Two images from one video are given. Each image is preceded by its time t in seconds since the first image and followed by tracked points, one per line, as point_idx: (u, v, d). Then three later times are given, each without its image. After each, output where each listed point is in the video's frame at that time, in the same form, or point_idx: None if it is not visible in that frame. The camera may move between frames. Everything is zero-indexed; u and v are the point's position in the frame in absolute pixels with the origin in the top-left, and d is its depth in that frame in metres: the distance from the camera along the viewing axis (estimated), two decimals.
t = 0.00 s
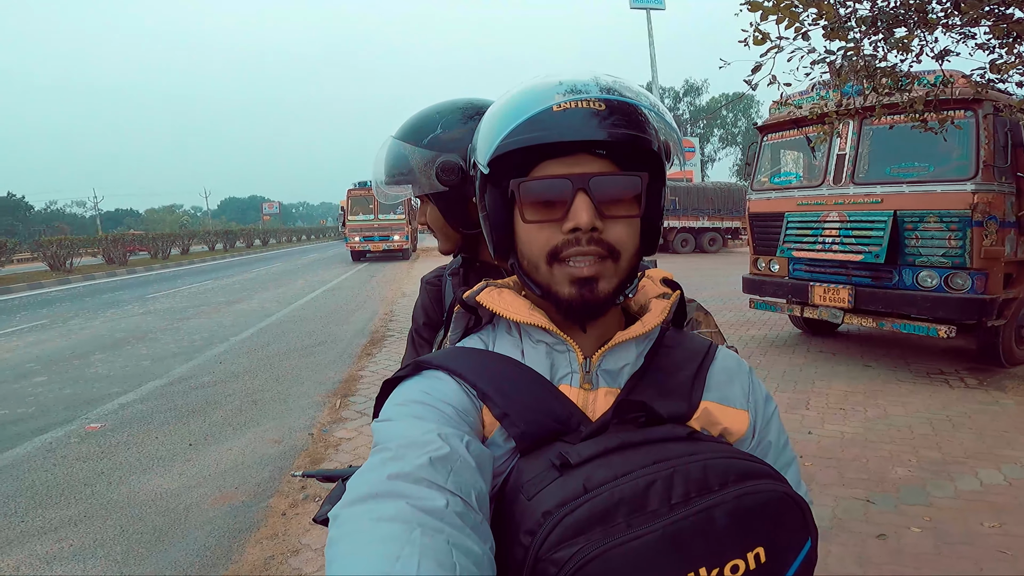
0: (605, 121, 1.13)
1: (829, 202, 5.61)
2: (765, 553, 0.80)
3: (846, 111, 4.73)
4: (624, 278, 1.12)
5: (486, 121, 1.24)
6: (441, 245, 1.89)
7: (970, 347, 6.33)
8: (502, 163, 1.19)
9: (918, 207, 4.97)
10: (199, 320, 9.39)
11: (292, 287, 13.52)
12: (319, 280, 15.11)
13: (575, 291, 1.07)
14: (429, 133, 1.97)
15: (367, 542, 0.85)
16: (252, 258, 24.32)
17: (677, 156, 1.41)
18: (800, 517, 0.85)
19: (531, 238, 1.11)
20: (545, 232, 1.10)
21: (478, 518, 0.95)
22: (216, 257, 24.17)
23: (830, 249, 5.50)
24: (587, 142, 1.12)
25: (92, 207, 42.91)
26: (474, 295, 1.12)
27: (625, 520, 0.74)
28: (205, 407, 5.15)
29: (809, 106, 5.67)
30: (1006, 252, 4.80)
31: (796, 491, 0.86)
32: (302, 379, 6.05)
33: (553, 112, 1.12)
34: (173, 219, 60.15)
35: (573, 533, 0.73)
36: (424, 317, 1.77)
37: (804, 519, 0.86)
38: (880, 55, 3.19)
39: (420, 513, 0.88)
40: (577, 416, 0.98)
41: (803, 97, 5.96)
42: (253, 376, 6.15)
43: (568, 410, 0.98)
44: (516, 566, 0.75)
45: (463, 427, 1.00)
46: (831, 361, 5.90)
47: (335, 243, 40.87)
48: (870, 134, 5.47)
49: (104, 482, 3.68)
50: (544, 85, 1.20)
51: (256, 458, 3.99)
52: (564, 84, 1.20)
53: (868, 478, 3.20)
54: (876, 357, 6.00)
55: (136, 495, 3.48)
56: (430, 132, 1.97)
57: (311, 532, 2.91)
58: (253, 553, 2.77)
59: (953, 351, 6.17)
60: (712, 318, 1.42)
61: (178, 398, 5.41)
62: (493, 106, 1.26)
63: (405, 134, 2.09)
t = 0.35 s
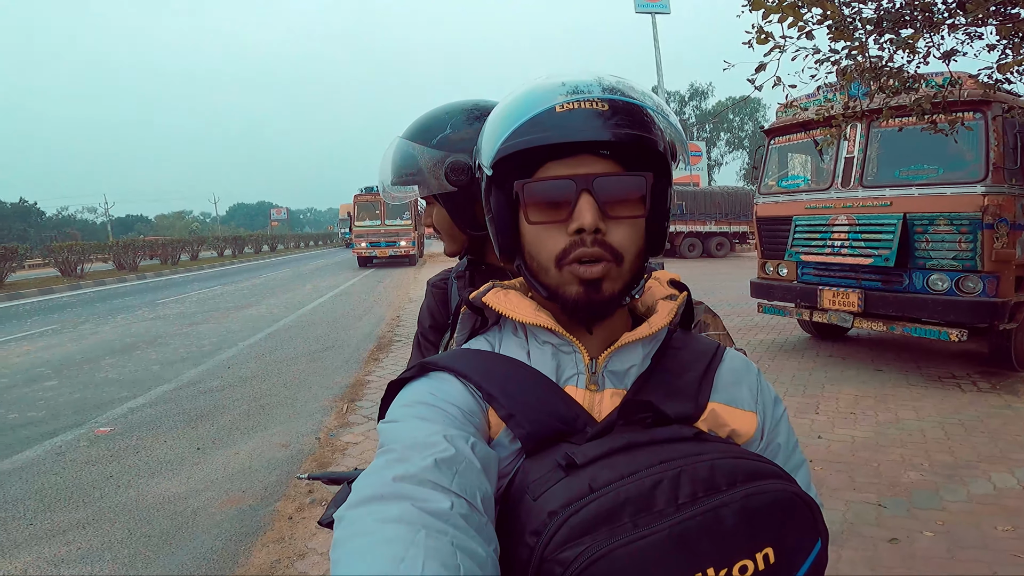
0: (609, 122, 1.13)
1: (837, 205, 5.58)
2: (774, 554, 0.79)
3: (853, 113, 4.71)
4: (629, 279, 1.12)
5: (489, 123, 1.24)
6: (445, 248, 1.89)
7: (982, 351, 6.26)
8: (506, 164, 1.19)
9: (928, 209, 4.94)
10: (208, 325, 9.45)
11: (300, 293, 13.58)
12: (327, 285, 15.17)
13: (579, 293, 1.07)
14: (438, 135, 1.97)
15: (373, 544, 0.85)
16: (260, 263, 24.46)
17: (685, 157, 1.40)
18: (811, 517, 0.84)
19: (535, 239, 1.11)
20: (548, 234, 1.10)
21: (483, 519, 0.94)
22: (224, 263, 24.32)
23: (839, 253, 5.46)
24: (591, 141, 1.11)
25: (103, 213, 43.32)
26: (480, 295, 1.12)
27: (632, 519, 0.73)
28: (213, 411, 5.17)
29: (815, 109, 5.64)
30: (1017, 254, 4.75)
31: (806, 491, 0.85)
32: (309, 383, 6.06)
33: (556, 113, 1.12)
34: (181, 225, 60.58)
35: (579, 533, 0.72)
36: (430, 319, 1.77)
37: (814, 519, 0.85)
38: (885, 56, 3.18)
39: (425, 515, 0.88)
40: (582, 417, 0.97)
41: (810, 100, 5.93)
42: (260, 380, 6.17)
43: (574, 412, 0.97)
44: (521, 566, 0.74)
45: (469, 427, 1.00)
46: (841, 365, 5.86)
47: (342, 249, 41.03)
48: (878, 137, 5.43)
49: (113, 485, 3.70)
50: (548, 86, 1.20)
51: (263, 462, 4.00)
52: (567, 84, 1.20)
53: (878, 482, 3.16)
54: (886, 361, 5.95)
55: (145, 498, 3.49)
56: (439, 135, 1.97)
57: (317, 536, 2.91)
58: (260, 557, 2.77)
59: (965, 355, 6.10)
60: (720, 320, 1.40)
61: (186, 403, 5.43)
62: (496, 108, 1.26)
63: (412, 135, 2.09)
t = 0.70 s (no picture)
0: (609, 125, 1.12)
1: (824, 212, 5.63)
2: (783, 560, 0.78)
3: (840, 121, 4.76)
4: (629, 282, 1.11)
5: (490, 126, 1.24)
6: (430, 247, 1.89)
7: (965, 357, 6.33)
8: (506, 168, 1.19)
9: (912, 217, 5.00)
10: (194, 330, 9.32)
11: (287, 299, 13.47)
12: (314, 291, 15.04)
13: (579, 296, 1.06)
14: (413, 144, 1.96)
15: (369, 549, 0.83)
16: (246, 269, 24.22)
17: (685, 159, 1.39)
18: (820, 523, 0.83)
19: (535, 242, 1.10)
20: (548, 237, 1.09)
21: (480, 527, 0.93)
22: (209, 269, 24.08)
23: (826, 260, 5.51)
24: (591, 145, 1.11)
25: (86, 217, 42.74)
26: (480, 299, 1.11)
27: (641, 527, 0.72)
28: (199, 417, 5.09)
29: (803, 117, 5.71)
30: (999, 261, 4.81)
31: (814, 496, 0.85)
32: (297, 389, 6.00)
33: (556, 116, 1.11)
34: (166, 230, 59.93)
35: (588, 541, 0.71)
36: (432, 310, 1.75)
37: (822, 524, 0.84)
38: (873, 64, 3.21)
39: (422, 522, 0.86)
40: (585, 422, 0.96)
41: (797, 108, 5.99)
42: (248, 387, 6.09)
43: (577, 419, 0.96)
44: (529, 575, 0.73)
45: (468, 433, 0.99)
46: (828, 371, 5.90)
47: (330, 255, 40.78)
48: (865, 144, 5.50)
49: (96, 492, 3.62)
50: (548, 89, 1.19)
51: (251, 469, 3.94)
52: (567, 88, 1.19)
53: (868, 487, 3.18)
54: (873, 367, 6.00)
55: (129, 505, 3.42)
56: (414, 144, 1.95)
57: (307, 543, 2.86)
58: (248, 564, 2.73)
59: (950, 361, 6.17)
60: (720, 324, 1.41)
61: (172, 409, 5.35)
62: (496, 112, 1.26)
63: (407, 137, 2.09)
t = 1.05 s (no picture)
0: (607, 126, 1.12)
1: (805, 216, 5.71)
2: (786, 558, 0.79)
3: (823, 126, 4.83)
4: (625, 285, 1.11)
5: (488, 127, 1.24)
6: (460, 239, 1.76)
7: (941, 360, 6.46)
8: (504, 170, 1.19)
9: (890, 222, 5.09)
10: (171, 330, 9.16)
11: (267, 298, 13.30)
12: (296, 291, 14.88)
13: (576, 298, 1.06)
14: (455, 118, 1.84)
15: (369, 549, 0.82)
16: (226, 268, 23.87)
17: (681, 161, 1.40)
18: (820, 520, 0.85)
19: (532, 244, 1.10)
20: (544, 240, 1.09)
21: (479, 526, 0.93)
22: (187, 267, 23.66)
23: (806, 263, 5.59)
24: (588, 147, 1.11)
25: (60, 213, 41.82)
26: (479, 299, 1.11)
27: (647, 527, 0.73)
28: (178, 418, 5.00)
29: (787, 121, 5.80)
30: (974, 266, 4.91)
31: (814, 495, 0.86)
32: (278, 390, 5.92)
33: (553, 118, 1.11)
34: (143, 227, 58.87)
35: (595, 541, 0.71)
36: (416, 321, 1.75)
37: (823, 521, 0.86)
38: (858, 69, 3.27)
39: (422, 522, 0.86)
40: (584, 423, 0.96)
41: (781, 112, 6.07)
42: (228, 387, 6.00)
43: (577, 420, 0.96)
44: None
45: (467, 433, 0.98)
46: (808, 373, 5.98)
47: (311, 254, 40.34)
48: (845, 149, 5.60)
49: (71, 493, 3.54)
50: (545, 90, 1.19)
51: (232, 470, 3.88)
52: (564, 89, 1.19)
53: (848, 487, 3.23)
54: (851, 369, 6.11)
55: (106, 506, 3.35)
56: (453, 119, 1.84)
57: (291, 545, 2.83)
58: (231, 567, 2.68)
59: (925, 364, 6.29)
60: (716, 326, 1.42)
61: (150, 409, 5.25)
62: (495, 113, 1.26)
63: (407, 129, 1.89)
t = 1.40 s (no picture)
0: (606, 129, 1.12)
1: (793, 216, 5.75)
2: (789, 560, 0.80)
3: (812, 126, 4.86)
4: (621, 288, 1.11)
5: (488, 128, 1.24)
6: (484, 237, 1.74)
7: (926, 358, 6.54)
8: (502, 171, 1.19)
9: (876, 222, 5.14)
10: (157, 329, 9.06)
11: (255, 297, 13.18)
12: (284, 289, 14.76)
13: (571, 301, 1.07)
14: (479, 111, 1.91)
15: (367, 551, 0.82)
16: (212, 266, 23.63)
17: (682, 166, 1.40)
18: (819, 523, 0.86)
19: (527, 245, 1.10)
20: (540, 242, 1.09)
21: (477, 529, 0.92)
22: (173, 265, 23.41)
23: (794, 262, 5.64)
24: (586, 151, 1.10)
25: (43, 210, 41.22)
26: (477, 302, 1.12)
27: (650, 530, 0.73)
28: (165, 418, 4.95)
29: (777, 120, 5.84)
30: (959, 266, 4.98)
31: (814, 498, 0.87)
32: (267, 389, 5.88)
33: (552, 120, 1.11)
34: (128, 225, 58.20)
35: (598, 545, 0.71)
36: (406, 332, 1.73)
37: (822, 524, 0.87)
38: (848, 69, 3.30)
39: (420, 524, 0.85)
40: (586, 427, 0.97)
41: (770, 112, 6.12)
42: (216, 387, 5.94)
43: (576, 423, 0.96)
44: None
45: (466, 436, 0.98)
46: (796, 371, 6.04)
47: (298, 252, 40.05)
48: (833, 149, 5.65)
49: (57, 495, 3.50)
50: (544, 92, 1.19)
51: (221, 470, 3.85)
52: (565, 92, 1.19)
53: (836, 486, 3.26)
54: (838, 368, 6.17)
55: (93, 508, 3.32)
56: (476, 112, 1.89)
57: (282, 546, 2.81)
58: (221, 568, 2.66)
59: (911, 362, 6.36)
60: (711, 329, 1.42)
61: (137, 409, 5.20)
62: (495, 115, 1.26)
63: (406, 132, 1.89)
